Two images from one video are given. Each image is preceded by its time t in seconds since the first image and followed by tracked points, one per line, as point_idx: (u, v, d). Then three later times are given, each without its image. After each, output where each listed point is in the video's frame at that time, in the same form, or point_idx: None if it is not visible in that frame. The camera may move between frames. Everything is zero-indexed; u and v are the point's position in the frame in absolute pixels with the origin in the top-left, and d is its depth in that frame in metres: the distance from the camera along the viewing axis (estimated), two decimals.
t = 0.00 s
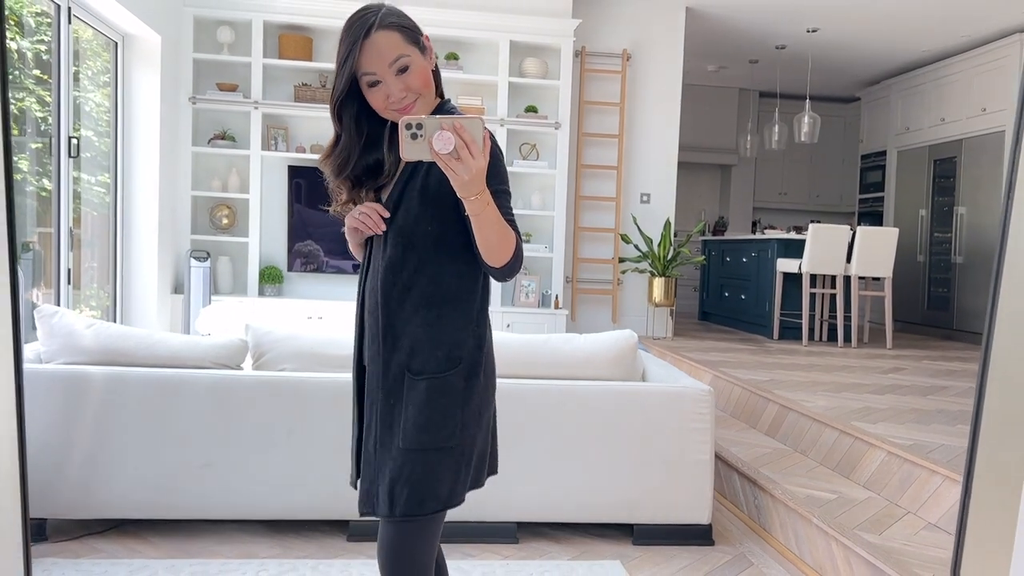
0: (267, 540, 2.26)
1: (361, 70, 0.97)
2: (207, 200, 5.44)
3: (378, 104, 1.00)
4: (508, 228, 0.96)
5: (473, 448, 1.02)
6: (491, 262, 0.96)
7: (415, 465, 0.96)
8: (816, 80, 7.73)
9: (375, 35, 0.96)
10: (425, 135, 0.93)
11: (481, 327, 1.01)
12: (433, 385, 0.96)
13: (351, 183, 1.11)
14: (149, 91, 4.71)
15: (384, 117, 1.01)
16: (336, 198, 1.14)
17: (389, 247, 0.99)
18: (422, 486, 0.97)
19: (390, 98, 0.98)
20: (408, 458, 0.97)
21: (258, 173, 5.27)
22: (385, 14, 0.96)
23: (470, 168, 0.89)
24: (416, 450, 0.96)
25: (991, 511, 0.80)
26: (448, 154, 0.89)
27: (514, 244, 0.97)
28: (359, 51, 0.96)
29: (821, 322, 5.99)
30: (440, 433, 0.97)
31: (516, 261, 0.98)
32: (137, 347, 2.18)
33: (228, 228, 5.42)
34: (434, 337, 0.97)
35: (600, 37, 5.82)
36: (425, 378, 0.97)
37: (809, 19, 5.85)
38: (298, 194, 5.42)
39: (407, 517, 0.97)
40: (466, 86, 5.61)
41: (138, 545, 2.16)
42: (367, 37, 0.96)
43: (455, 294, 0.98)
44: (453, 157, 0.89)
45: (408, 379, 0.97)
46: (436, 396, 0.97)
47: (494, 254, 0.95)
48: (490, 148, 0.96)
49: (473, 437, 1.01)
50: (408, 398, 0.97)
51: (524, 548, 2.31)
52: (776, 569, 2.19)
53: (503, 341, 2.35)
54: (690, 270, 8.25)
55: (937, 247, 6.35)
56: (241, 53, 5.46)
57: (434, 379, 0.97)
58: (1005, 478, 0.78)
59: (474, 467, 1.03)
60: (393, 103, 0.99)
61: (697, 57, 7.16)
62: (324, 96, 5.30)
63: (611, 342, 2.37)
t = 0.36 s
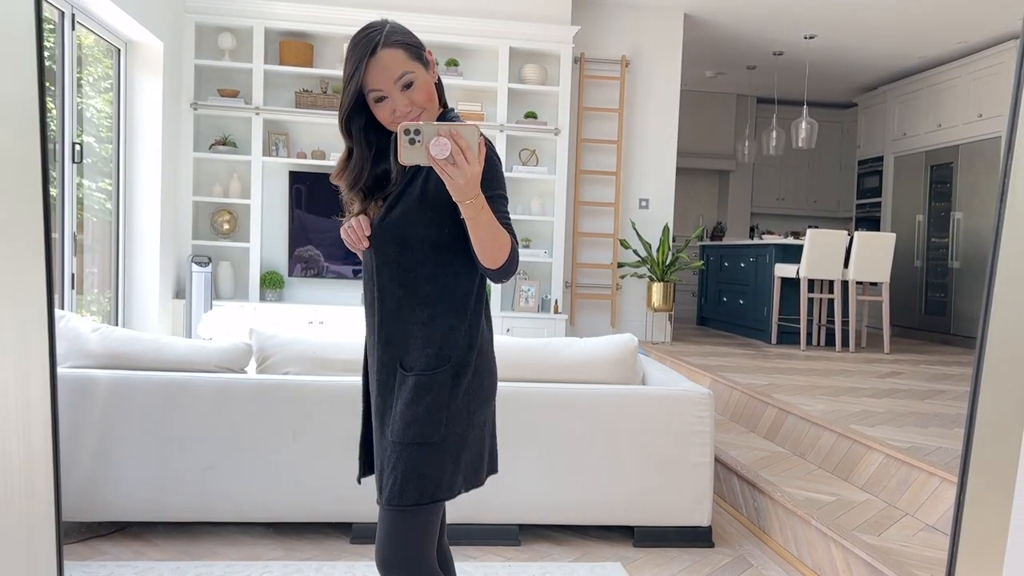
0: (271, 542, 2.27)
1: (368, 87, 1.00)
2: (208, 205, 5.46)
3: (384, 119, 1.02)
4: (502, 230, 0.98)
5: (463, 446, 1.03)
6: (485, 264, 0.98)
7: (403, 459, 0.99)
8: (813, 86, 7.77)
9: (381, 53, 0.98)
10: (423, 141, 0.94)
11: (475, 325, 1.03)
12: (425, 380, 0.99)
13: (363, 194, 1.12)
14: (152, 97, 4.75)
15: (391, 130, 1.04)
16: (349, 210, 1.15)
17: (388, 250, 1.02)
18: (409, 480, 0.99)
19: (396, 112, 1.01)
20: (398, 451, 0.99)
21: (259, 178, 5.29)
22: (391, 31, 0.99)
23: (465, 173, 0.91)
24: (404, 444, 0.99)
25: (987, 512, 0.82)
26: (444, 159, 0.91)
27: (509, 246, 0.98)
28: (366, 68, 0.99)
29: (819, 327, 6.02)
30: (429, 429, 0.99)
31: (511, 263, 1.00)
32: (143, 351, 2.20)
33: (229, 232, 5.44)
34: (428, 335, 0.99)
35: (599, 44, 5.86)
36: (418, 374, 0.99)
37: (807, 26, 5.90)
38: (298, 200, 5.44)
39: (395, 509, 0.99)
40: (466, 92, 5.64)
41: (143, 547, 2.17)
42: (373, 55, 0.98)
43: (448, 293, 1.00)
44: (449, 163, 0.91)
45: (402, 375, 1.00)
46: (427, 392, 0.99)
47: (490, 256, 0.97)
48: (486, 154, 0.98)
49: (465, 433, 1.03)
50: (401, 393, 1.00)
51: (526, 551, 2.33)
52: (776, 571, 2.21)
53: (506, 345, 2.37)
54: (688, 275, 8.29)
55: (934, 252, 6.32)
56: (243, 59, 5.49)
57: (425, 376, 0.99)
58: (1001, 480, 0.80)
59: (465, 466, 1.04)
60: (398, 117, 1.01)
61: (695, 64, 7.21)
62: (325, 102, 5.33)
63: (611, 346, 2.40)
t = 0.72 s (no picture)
0: (273, 541, 2.29)
1: (374, 91, 1.01)
2: (210, 206, 5.47)
3: (389, 122, 1.04)
4: (501, 231, 0.99)
5: (460, 441, 1.04)
6: (485, 263, 1.00)
7: (400, 449, 1.01)
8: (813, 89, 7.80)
9: (388, 58, 0.99)
10: (423, 144, 0.94)
11: (476, 322, 1.04)
12: (423, 373, 1.00)
13: (367, 196, 1.14)
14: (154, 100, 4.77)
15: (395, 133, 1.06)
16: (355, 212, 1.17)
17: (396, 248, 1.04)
18: (405, 470, 1.00)
19: (400, 115, 1.03)
20: (395, 442, 1.01)
21: (261, 180, 5.31)
22: (397, 36, 1.00)
23: (465, 175, 0.92)
24: (402, 434, 1.00)
25: (978, 497, 0.83)
26: (444, 162, 0.92)
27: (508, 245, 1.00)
28: (372, 72, 1.00)
29: (819, 329, 6.03)
30: (426, 422, 1.00)
31: (510, 263, 1.01)
32: (146, 351, 2.22)
33: (231, 234, 5.46)
34: (428, 329, 1.01)
35: (600, 46, 5.89)
36: (417, 367, 1.01)
37: (806, 28, 5.92)
38: (299, 202, 5.46)
39: (391, 499, 1.01)
40: (467, 95, 5.67)
41: (146, 546, 2.19)
42: (378, 60, 1.00)
43: (450, 290, 1.02)
44: (449, 166, 0.92)
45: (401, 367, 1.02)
46: (425, 385, 1.00)
47: (489, 256, 0.98)
48: (485, 156, 0.99)
49: (463, 428, 1.04)
50: (401, 385, 1.01)
51: (527, 550, 2.34)
52: (775, 570, 2.22)
53: (507, 345, 2.38)
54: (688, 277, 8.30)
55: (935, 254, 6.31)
56: (245, 62, 5.51)
57: (424, 370, 1.00)
58: (992, 463, 0.82)
59: (462, 461, 1.05)
60: (403, 120, 1.03)
61: (695, 66, 7.23)
62: (326, 104, 5.35)
63: (611, 346, 2.41)
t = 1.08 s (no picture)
0: (275, 540, 2.30)
1: (379, 88, 1.02)
2: (212, 207, 5.49)
3: (393, 119, 1.05)
4: (502, 230, 1.00)
5: (461, 440, 1.05)
6: (485, 261, 1.00)
7: (403, 447, 1.02)
8: (815, 90, 7.80)
9: (394, 55, 1.00)
10: (425, 145, 0.95)
11: (477, 321, 1.05)
12: (426, 372, 1.01)
13: (371, 193, 1.15)
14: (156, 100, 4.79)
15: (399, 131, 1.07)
16: (358, 209, 1.18)
17: (398, 248, 1.05)
18: (407, 468, 1.01)
19: (404, 113, 1.03)
20: (397, 440, 1.02)
21: (263, 181, 5.34)
22: (403, 35, 1.01)
23: (467, 175, 0.93)
24: (404, 432, 1.01)
25: (971, 495, 0.84)
26: (446, 162, 0.93)
27: (509, 245, 1.01)
28: (378, 70, 1.01)
29: (821, 330, 6.03)
30: (428, 420, 1.01)
31: (512, 262, 1.02)
32: (149, 350, 2.23)
33: (234, 235, 5.48)
34: (429, 328, 1.02)
35: (601, 47, 5.89)
36: (418, 366, 1.02)
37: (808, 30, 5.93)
38: (302, 203, 5.47)
39: (393, 496, 1.02)
40: (469, 96, 5.68)
41: (149, 545, 2.20)
42: (384, 58, 1.01)
43: (452, 289, 1.03)
44: (451, 166, 0.93)
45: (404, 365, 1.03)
46: (427, 384, 1.01)
47: (490, 255, 0.99)
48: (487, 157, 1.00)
49: (463, 427, 1.05)
50: (403, 384, 1.02)
51: (527, 549, 2.35)
52: (775, 570, 2.23)
53: (508, 345, 2.39)
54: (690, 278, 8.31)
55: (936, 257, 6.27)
56: (247, 63, 5.53)
57: (424, 368, 1.01)
58: (985, 461, 0.83)
59: (463, 460, 1.06)
60: (406, 118, 1.04)
61: (697, 68, 7.24)
62: (328, 105, 5.36)
63: (613, 346, 2.41)
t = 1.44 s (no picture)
0: (279, 538, 2.31)
1: (385, 85, 1.03)
2: (216, 206, 5.51)
3: (397, 116, 1.05)
4: (505, 229, 1.01)
5: (466, 438, 1.06)
6: (488, 260, 1.01)
7: (408, 447, 1.02)
8: (818, 89, 7.79)
9: (400, 53, 1.01)
10: (429, 144, 0.96)
11: (480, 319, 1.06)
12: (430, 371, 1.02)
13: (376, 190, 1.17)
14: (160, 98, 4.81)
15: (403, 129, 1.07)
16: (362, 206, 1.20)
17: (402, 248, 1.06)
18: (413, 467, 1.02)
19: (409, 111, 1.04)
20: (401, 439, 1.03)
21: (267, 179, 5.36)
22: (410, 33, 1.02)
23: (470, 174, 0.94)
24: (410, 432, 1.02)
25: (972, 498, 0.84)
26: (449, 161, 0.93)
27: (512, 245, 1.02)
28: (384, 68, 1.02)
29: (823, 329, 6.03)
30: (432, 418, 1.02)
31: (515, 261, 1.03)
32: (155, 348, 2.23)
33: (238, 234, 5.50)
34: (433, 328, 1.03)
35: (605, 47, 5.90)
36: (423, 365, 1.02)
37: (812, 30, 5.93)
38: (306, 202, 5.46)
39: (398, 496, 1.03)
40: (472, 95, 5.68)
41: (153, 543, 2.21)
42: (391, 55, 1.01)
43: (456, 288, 1.04)
44: (454, 165, 0.94)
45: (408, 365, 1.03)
46: (432, 383, 1.02)
47: (493, 254, 1.00)
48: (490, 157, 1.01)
49: (467, 425, 1.06)
50: (407, 383, 1.03)
51: (530, 548, 2.36)
52: (777, 569, 2.24)
53: (511, 344, 2.40)
54: (692, 278, 8.31)
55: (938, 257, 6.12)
56: (251, 62, 5.55)
57: (429, 367, 1.02)
58: (987, 462, 0.84)
59: (468, 458, 1.07)
60: (411, 116, 1.04)
61: (700, 68, 7.25)
62: (333, 105, 5.38)
63: (616, 345, 2.42)
